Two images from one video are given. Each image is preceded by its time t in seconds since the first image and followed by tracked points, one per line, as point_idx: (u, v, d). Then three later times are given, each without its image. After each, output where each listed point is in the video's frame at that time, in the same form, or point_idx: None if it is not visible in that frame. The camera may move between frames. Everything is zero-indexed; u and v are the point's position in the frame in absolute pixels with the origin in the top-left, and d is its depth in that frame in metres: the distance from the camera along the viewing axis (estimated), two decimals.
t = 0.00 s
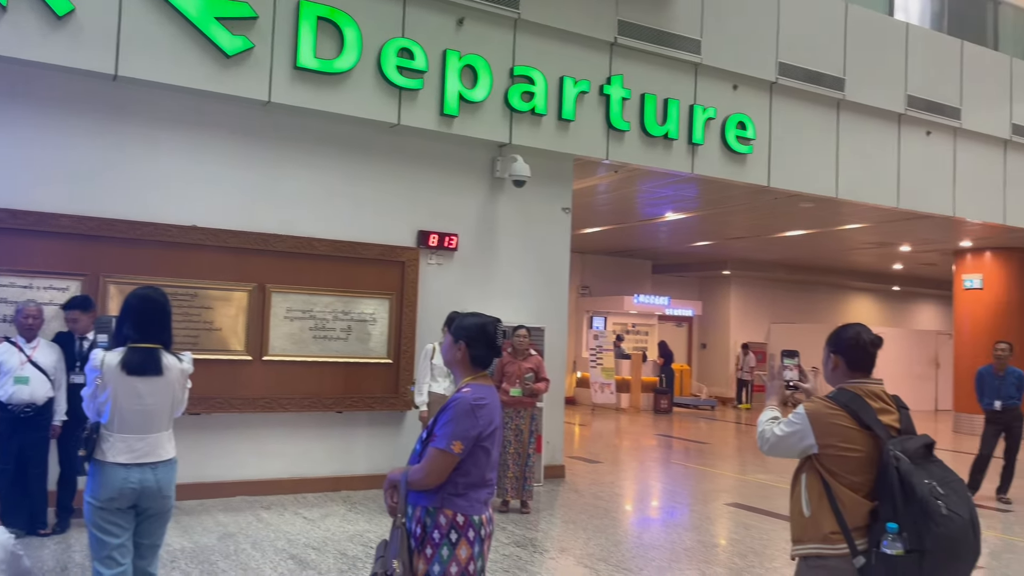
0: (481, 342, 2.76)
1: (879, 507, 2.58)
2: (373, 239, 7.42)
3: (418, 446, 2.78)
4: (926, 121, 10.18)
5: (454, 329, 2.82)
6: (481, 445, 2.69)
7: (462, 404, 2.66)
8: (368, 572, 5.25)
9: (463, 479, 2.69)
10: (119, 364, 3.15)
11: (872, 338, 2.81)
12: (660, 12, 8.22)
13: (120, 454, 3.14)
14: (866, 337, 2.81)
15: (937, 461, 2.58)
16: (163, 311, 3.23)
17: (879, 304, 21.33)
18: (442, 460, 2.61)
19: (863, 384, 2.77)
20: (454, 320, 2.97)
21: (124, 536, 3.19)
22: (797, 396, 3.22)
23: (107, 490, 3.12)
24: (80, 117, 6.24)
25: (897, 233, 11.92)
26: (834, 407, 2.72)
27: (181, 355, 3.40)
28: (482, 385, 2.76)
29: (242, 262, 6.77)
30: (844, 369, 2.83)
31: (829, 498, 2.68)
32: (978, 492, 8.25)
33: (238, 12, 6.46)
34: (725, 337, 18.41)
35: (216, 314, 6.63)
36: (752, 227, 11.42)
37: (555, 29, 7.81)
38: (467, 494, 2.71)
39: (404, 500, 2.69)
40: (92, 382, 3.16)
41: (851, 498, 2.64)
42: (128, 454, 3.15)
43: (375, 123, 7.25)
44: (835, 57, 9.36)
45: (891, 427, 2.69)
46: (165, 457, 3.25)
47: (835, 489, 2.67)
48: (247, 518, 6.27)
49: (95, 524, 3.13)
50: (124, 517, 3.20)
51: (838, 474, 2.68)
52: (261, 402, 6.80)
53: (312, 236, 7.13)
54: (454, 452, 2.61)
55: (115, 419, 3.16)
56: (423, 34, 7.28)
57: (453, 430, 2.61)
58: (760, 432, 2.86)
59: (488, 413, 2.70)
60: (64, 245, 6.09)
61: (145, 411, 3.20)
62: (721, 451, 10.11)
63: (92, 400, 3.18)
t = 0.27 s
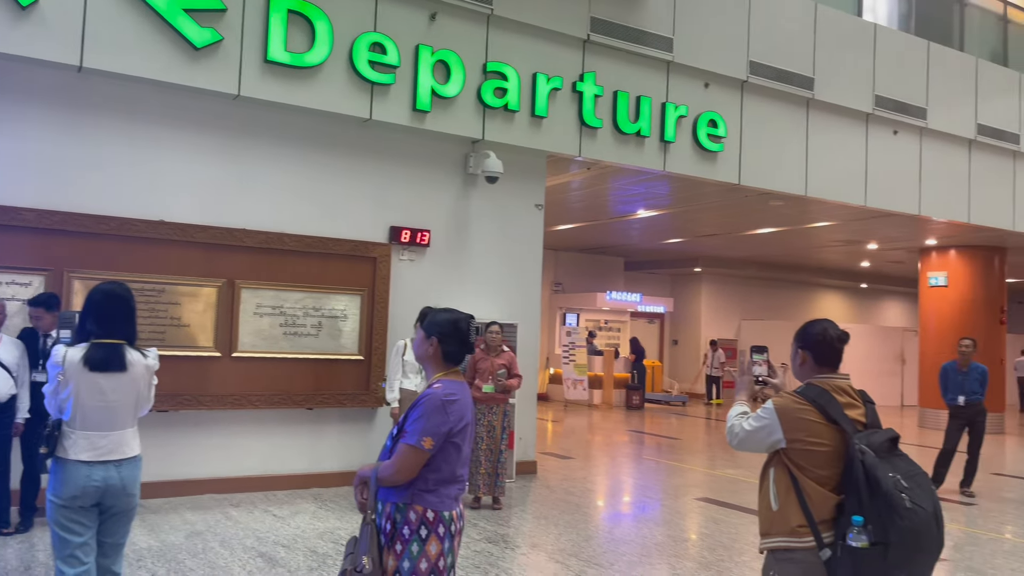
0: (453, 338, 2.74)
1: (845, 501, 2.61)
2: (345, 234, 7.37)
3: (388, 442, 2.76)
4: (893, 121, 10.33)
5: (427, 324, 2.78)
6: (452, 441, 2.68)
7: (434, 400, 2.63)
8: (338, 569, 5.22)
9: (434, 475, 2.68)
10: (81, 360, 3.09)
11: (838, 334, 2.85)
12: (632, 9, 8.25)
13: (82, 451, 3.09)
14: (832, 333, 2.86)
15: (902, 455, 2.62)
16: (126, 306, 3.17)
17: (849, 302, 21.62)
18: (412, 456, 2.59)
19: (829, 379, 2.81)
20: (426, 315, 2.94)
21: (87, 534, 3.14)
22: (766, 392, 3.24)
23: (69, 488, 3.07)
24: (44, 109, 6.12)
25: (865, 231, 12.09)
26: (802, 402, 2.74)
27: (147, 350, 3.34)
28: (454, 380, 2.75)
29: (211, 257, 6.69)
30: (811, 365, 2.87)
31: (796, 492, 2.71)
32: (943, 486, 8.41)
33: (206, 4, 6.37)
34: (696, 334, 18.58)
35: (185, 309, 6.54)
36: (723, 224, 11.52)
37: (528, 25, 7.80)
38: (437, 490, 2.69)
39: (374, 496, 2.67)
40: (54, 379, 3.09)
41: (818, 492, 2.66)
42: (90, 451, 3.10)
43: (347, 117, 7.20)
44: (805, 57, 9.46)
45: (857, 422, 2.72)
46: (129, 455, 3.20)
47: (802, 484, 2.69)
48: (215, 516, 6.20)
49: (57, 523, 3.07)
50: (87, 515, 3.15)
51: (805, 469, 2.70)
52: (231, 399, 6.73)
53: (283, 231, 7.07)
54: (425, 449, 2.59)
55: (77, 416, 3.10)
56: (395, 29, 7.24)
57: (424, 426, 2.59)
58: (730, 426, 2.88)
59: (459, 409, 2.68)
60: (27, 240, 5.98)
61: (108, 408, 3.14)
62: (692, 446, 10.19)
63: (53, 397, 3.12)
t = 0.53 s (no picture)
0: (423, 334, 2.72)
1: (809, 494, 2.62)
2: (313, 230, 7.31)
3: (357, 438, 2.73)
4: (858, 120, 10.49)
5: (396, 320, 2.76)
6: (421, 437, 2.65)
7: (402, 396, 2.61)
8: (305, 566, 5.18)
9: (402, 472, 2.66)
10: (39, 357, 3.01)
11: (804, 330, 2.86)
12: (601, 7, 8.28)
13: (41, 450, 3.03)
14: (798, 328, 2.87)
15: (865, 448, 2.66)
16: (86, 302, 3.10)
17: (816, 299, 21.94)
18: (381, 452, 2.57)
19: (795, 373, 2.82)
20: (395, 311, 2.91)
21: (47, 533, 3.08)
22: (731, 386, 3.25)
23: (28, 487, 3.01)
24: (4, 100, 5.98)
25: (830, 229, 12.27)
26: (768, 396, 2.74)
27: (108, 346, 3.27)
28: (423, 376, 2.73)
29: (177, 253, 6.60)
30: (778, 360, 2.88)
31: (762, 485, 2.70)
32: (905, 479, 8.57)
33: None
34: (665, 331, 18.72)
35: (149, 305, 6.45)
36: (691, 221, 11.62)
37: (498, 21, 7.79)
38: (406, 486, 2.67)
39: (342, 492, 2.65)
40: (11, 376, 3.02)
41: (783, 485, 2.66)
42: (49, 450, 3.03)
43: (315, 112, 7.14)
44: (772, 56, 9.57)
45: (822, 416, 2.74)
46: (89, 453, 3.14)
47: (768, 477, 2.69)
48: (180, 515, 6.12)
49: (16, 522, 3.02)
50: (47, 514, 3.09)
51: (771, 462, 2.70)
52: (197, 396, 6.66)
53: (250, 227, 6.99)
54: (393, 445, 2.57)
55: (35, 414, 3.03)
56: (364, 23, 7.19)
57: (392, 422, 2.57)
58: (697, 420, 2.86)
59: (428, 405, 2.66)
60: None
61: (67, 406, 3.07)
62: (660, 442, 10.28)
63: (11, 394, 3.04)
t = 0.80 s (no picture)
0: (386, 329, 2.66)
1: (769, 486, 2.65)
2: (274, 224, 7.22)
3: (318, 433, 2.65)
4: (818, 119, 10.66)
5: (359, 315, 2.70)
6: (384, 433, 2.58)
7: (365, 391, 2.53)
8: (265, 565, 5.11)
9: (365, 467, 2.58)
10: None
11: (764, 324, 2.87)
12: (566, 3, 8.29)
13: None
14: (758, 323, 2.88)
15: (823, 441, 2.68)
16: (36, 295, 3.03)
17: (779, 296, 22.26)
18: (343, 448, 2.49)
19: (755, 367, 2.84)
20: (359, 305, 2.85)
21: None
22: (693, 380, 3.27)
23: None
24: None
25: (791, 227, 12.45)
26: (729, 390, 2.76)
27: (59, 344, 3.19)
28: (386, 372, 2.66)
29: (134, 247, 6.47)
30: (737, 355, 2.89)
31: (722, 479, 2.72)
32: (863, 472, 8.73)
33: None
34: (629, 327, 18.87)
35: (105, 301, 6.32)
36: (656, 218, 11.71)
37: (462, 16, 7.76)
38: (368, 482, 2.59)
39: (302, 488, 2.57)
40: None
41: (743, 478, 2.69)
42: None
43: (276, 105, 7.05)
44: (734, 54, 9.67)
45: (781, 409, 2.76)
46: (41, 451, 3.04)
47: (728, 470, 2.71)
48: (137, 514, 6.01)
49: None
50: None
51: (732, 456, 2.71)
52: (155, 393, 6.53)
53: (210, 221, 6.88)
54: (356, 440, 2.49)
55: None
56: (327, 15, 7.11)
57: (355, 418, 2.49)
58: (659, 415, 2.87)
59: (392, 401, 2.59)
60: None
61: (17, 403, 2.96)
62: (625, 437, 10.34)
63: None
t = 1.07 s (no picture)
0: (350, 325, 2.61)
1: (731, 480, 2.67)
2: (237, 220, 7.12)
3: (280, 431, 2.60)
4: (781, 118, 10.80)
5: (322, 310, 2.65)
6: (348, 430, 2.54)
7: (329, 388, 2.50)
8: (227, 564, 5.04)
9: (329, 465, 2.54)
10: None
11: (728, 321, 2.89)
12: None
13: None
14: (722, 320, 2.90)
15: (783, 435, 2.71)
16: None
17: (744, 293, 22.55)
18: (306, 446, 2.45)
19: (717, 363, 2.86)
20: (321, 301, 2.80)
21: None
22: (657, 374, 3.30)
23: None
24: None
25: (755, 224, 12.61)
26: (691, 385, 2.78)
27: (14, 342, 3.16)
28: (350, 368, 2.62)
29: (91, 243, 6.34)
30: (701, 351, 2.91)
31: (686, 473, 2.74)
32: (824, 466, 8.89)
33: None
34: (596, 323, 18.99)
35: (61, 298, 6.18)
36: (622, 216, 11.78)
37: (428, 11, 7.72)
38: (332, 480, 2.56)
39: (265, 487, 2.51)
40: None
41: (706, 473, 2.71)
42: None
43: (239, 99, 6.95)
44: (699, 53, 9.76)
45: (743, 404, 2.79)
46: None
47: (691, 464, 2.73)
48: (94, 515, 5.89)
49: None
50: None
51: (694, 451, 2.74)
52: (113, 391, 6.40)
53: (170, 217, 6.76)
54: (320, 438, 2.45)
55: None
56: (290, 8, 7.02)
57: (319, 415, 2.45)
58: (623, 410, 2.89)
59: (356, 397, 2.56)
60: None
61: None
62: (591, 433, 10.41)
63: None
